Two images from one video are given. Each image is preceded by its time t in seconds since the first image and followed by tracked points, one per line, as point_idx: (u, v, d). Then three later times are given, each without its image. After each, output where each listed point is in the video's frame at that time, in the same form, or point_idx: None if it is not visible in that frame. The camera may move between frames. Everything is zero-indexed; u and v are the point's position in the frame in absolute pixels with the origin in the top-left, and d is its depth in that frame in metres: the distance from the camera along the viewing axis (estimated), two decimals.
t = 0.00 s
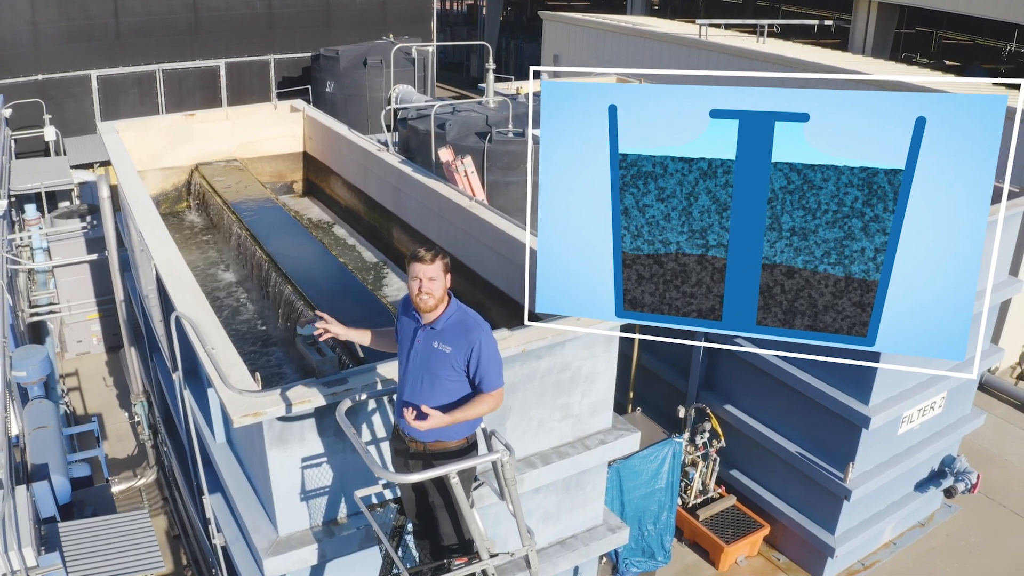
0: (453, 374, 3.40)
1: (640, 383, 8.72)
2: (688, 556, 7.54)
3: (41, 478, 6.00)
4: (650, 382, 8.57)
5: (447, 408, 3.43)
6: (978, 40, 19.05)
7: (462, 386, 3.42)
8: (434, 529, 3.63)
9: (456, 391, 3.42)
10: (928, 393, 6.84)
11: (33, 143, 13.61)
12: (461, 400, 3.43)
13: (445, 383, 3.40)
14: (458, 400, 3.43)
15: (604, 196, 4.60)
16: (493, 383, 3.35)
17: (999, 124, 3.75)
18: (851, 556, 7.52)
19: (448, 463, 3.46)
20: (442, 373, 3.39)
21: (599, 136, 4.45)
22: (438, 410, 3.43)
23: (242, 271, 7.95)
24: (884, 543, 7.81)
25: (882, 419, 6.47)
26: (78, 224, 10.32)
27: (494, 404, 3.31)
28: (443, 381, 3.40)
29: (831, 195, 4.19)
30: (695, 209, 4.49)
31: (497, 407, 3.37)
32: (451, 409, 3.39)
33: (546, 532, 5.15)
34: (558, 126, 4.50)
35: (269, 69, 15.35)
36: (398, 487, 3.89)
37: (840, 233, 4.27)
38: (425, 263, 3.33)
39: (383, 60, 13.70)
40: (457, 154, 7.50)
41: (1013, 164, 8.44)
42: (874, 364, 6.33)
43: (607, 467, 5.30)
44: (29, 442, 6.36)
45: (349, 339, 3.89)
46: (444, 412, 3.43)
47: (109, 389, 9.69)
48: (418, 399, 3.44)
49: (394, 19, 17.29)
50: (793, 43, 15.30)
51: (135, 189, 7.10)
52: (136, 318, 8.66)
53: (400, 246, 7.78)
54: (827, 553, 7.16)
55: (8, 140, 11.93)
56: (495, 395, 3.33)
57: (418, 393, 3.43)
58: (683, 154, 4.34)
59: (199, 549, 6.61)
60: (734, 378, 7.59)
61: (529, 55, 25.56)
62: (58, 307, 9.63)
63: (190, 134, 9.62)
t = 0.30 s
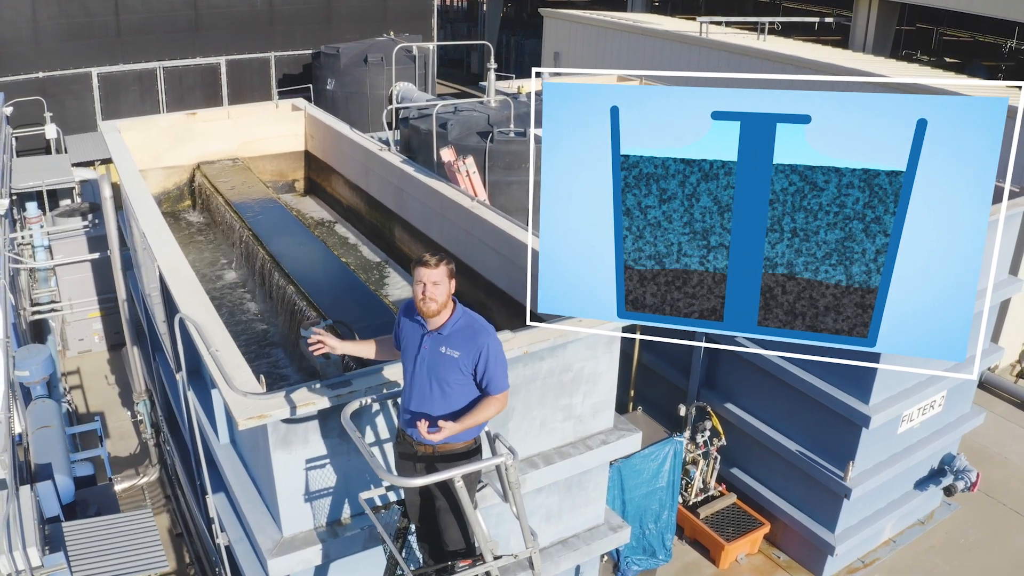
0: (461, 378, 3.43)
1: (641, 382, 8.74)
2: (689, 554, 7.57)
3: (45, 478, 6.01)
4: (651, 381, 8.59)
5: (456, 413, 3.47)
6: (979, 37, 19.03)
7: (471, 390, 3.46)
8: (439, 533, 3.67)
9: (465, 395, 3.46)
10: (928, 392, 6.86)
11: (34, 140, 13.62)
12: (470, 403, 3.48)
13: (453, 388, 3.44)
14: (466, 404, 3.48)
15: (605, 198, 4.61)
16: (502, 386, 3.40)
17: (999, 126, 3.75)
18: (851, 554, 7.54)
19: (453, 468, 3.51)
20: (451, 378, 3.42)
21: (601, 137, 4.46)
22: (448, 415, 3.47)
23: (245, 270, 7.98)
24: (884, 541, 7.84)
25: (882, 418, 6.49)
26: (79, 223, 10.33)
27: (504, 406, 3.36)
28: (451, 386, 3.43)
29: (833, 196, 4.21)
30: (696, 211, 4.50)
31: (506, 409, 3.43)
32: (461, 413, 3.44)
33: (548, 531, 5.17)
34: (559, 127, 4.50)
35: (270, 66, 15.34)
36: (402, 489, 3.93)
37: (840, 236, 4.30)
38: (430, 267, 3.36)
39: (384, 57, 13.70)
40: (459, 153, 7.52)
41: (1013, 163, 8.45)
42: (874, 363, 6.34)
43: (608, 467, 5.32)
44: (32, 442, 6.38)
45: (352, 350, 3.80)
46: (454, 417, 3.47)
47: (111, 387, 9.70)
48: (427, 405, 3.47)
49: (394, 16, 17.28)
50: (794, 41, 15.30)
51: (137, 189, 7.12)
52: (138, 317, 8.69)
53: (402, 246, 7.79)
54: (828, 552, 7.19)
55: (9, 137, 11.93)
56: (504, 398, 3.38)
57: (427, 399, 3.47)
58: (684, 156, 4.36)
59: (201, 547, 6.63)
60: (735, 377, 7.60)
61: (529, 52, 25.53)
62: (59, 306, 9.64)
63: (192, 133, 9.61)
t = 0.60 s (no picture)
0: (466, 379, 3.48)
1: (641, 378, 8.76)
2: (689, 550, 7.62)
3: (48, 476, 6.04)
4: (652, 378, 8.61)
5: (461, 412, 3.52)
6: (979, 32, 19.00)
7: (475, 389, 3.51)
8: (442, 532, 3.72)
9: (469, 395, 3.51)
10: (927, 389, 6.88)
11: (35, 136, 13.64)
12: (473, 403, 3.53)
13: (458, 388, 3.48)
14: (471, 403, 3.52)
15: (606, 197, 4.63)
16: (507, 385, 3.45)
17: (999, 126, 3.76)
18: (850, 550, 7.58)
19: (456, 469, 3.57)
20: (456, 378, 3.47)
21: (602, 137, 4.47)
22: (454, 415, 3.51)
23: (247, 268, 8.00)
24: (883, 537, 7.87)
25: (882, 415, 6.51)
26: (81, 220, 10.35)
27: (509, 405, 3.42)
28: (456, 386, 3.48)
29: (833, 197, 4.23)
30: (697, 210, 4.52)
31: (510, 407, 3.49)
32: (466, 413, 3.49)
33: (549, 528, 5.20)
34: (561, 126, 4.53)
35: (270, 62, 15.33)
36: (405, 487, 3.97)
37: (839, 237, 4.32)
38: (433, 270, 3.39)
39: (385, 54, 13.70)
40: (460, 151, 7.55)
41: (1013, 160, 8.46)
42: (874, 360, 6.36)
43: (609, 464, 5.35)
44: (35, 439, 6.41)
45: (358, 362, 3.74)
46: (459, 416, 3.52)
47: (113, 384, 9.73)
48: (432, 405, 3.51)
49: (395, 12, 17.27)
50: (794, 37, 15.29)
51: (139, 186, 7.13)
52: (140, 314, 8.72)
53: (404, 243, 7.81)
54: (827, 548, 7.22)
55: (10, 134, 11.93)
56: (509, 397, 3.44)
57: (432, 400, 3.50)
58: (685, 156, 4.38)
59: (204, 544, 6.66)
60: (735, 373, 7.63)
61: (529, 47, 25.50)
62: (61, 303, 9.66)
63: (193, 131, 9.64)
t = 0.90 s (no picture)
0: (467, 379, 3.52)
1: (641, 374, 8.79)
2: (689, 545, 7.67)
3: (52, 473, 6.08)
4: (652, 374, 8.63)
5: (461, 413, 3.56)
6: (979, 27, 18.99)
7: (476, 390, 3.55)
8: (444, 530, 3.75)
9: (470, 395, 3.55)
10: (925, 386, 6.91)
11: (36, 132, 13.66)
12: (474, 404, 3.57)
13: (460, 389, 3.52)
14: (471, 404, 3.56)
15: (607, 197, 4.65)
16: (508, 387, 3.49)
17: (998, 126, 3.78)
18: (849, 547, 7.61)
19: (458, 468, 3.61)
20: (457, 379, 3.50)
21: (603, 136, 4.49)
22: (454, 415, 3.55)
23: (249, 266, 8.03)
24: (882, 533, 7.91)
25: (881, 412, 6.54)
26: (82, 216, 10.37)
27: (510, 406, 3.46)
28: (458, 386, 3.52)
29: (832, 196, 4.25)
30: (697, 209, 4.54)
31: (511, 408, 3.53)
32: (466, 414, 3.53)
33: (550, 525, 5.24)
34: (563, 125, 4.54)
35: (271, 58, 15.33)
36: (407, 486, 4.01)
37: (838, 236, 4.34)
38: (438, 268, 3.43)
39: (386, 50, 13.70)
40: (461, 149, 7.57)
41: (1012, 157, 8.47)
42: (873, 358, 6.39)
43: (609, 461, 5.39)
44: (38, 437, 6.43)
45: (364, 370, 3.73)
46: (459, 417, 3.55)
47: (115, 380, 9.77)
48: (432, 405, 3.54)
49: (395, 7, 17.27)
50: (794, 33, 15.30)
51: (141, 184, 7.15)
52: (142, 311, 8.73)
53: (405, 241, 7.83)
54: (826, 544, 7.26)
55: (11, 130, 11.94)
56: (510, 399, 3.48)
57: (433, 400, 3.54)
58: (685, 155, 4.40)
59: (207, 541, 6.68)
60: (735, 370, 7.65)
61: (529, 42, 25.48)
62: (63, 299, 9.68)
63: (195, 128, 9.65)
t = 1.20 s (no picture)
0: (470, 379, 3.55)
1: (641, 370, 8.80)
2: (688, 541, 7.71)
3: (55, 470, 6.09)
4: (652, 370, 8.64)
5: (464, 413, 3.59)
6: (980, 23, 18.95)
7: (478, 390, 3.58)
8: (447, 528, 3.79)
9: (472, 395, 3.58)
10: (924, 383, 6.94)
11: (36, 129, 13.66)
12: (477, 403, 3.60)
13: (462, 389, 3.55)
14: (473, 404, 3.59)
15: (607, 196, 4.66)
16: (509, 386, 3.52)
17: (997, 125, 3.80)
18: (848, 543, 7.65)
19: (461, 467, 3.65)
20: (460, 378, 3.53)
21: (603, 135, 4.50)
22: (456, 415, 3.58)
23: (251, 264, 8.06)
24: (881, 529, 7.95)
25: (880, 409, 6.57)
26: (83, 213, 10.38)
27: (512, 404, 3.50)
28: (460, 386, 3.54)
29: (831, 195, 4.26)
30: (696, 207, 4.55)
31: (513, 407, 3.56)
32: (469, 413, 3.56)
33: (550, 522, 5.27)
34: (564, 125, 4.55)
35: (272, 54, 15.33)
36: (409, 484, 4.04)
37: (836, 237, 4.36)
38: (440, 269, 3.45)
39: (386, 46, 13.70)
40: (462, 146, 7.59)
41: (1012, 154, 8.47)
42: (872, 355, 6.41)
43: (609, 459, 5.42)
44: (40, 434, 6.44)
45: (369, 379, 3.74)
46: (462, 417, 3.58)
47: (116, 377, 9.79)
48: (435, 405, 3.57)
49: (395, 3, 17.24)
50: (794, 28, 15.29)
51: (143, 182, 7.17)
52: (143, 308, 8.75)
53: (406, 238, 7.85)
54: (825, 540, 7.30)
55: (12, 127, 11.95)
56: (512, 397, 3.51)
57: (436, 400, 3.57)
58: (685, 154, 4.41)
59: (209, 538, 6.71)
60: (735, 366, 7.66)
61: (530, 38, 25.44)
62: (64, 296, 9.70)
63: (196, 125, 9.66)
